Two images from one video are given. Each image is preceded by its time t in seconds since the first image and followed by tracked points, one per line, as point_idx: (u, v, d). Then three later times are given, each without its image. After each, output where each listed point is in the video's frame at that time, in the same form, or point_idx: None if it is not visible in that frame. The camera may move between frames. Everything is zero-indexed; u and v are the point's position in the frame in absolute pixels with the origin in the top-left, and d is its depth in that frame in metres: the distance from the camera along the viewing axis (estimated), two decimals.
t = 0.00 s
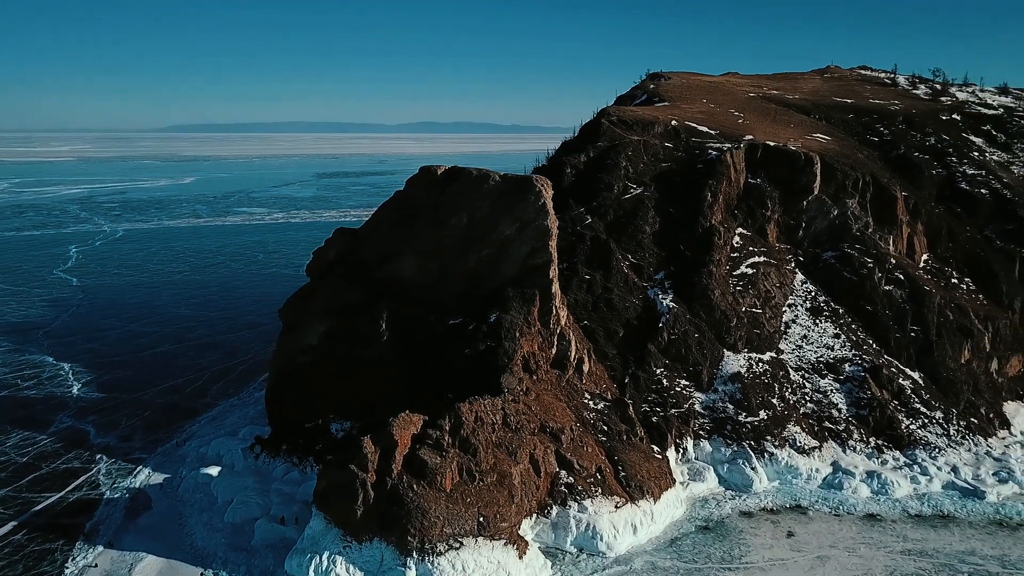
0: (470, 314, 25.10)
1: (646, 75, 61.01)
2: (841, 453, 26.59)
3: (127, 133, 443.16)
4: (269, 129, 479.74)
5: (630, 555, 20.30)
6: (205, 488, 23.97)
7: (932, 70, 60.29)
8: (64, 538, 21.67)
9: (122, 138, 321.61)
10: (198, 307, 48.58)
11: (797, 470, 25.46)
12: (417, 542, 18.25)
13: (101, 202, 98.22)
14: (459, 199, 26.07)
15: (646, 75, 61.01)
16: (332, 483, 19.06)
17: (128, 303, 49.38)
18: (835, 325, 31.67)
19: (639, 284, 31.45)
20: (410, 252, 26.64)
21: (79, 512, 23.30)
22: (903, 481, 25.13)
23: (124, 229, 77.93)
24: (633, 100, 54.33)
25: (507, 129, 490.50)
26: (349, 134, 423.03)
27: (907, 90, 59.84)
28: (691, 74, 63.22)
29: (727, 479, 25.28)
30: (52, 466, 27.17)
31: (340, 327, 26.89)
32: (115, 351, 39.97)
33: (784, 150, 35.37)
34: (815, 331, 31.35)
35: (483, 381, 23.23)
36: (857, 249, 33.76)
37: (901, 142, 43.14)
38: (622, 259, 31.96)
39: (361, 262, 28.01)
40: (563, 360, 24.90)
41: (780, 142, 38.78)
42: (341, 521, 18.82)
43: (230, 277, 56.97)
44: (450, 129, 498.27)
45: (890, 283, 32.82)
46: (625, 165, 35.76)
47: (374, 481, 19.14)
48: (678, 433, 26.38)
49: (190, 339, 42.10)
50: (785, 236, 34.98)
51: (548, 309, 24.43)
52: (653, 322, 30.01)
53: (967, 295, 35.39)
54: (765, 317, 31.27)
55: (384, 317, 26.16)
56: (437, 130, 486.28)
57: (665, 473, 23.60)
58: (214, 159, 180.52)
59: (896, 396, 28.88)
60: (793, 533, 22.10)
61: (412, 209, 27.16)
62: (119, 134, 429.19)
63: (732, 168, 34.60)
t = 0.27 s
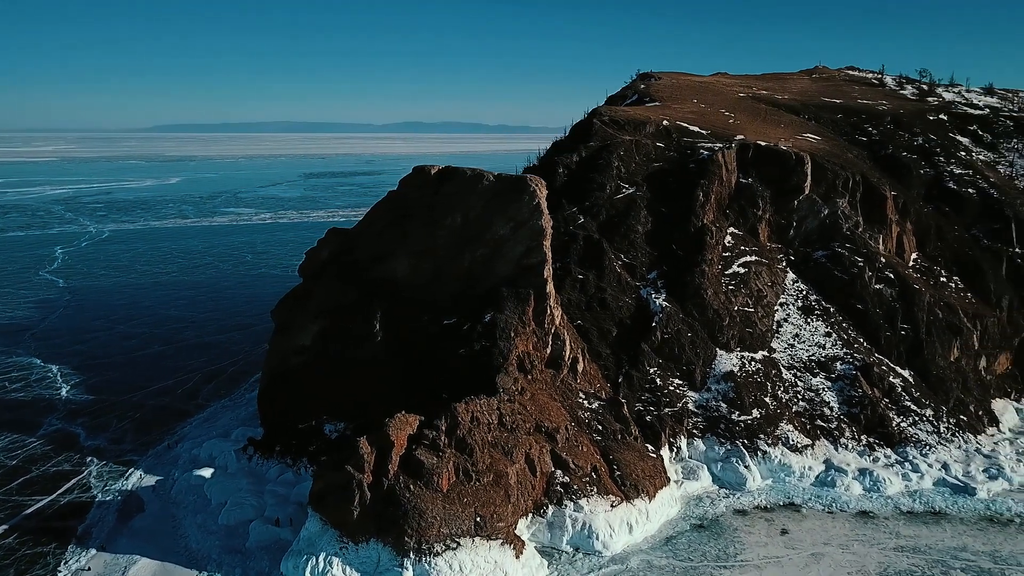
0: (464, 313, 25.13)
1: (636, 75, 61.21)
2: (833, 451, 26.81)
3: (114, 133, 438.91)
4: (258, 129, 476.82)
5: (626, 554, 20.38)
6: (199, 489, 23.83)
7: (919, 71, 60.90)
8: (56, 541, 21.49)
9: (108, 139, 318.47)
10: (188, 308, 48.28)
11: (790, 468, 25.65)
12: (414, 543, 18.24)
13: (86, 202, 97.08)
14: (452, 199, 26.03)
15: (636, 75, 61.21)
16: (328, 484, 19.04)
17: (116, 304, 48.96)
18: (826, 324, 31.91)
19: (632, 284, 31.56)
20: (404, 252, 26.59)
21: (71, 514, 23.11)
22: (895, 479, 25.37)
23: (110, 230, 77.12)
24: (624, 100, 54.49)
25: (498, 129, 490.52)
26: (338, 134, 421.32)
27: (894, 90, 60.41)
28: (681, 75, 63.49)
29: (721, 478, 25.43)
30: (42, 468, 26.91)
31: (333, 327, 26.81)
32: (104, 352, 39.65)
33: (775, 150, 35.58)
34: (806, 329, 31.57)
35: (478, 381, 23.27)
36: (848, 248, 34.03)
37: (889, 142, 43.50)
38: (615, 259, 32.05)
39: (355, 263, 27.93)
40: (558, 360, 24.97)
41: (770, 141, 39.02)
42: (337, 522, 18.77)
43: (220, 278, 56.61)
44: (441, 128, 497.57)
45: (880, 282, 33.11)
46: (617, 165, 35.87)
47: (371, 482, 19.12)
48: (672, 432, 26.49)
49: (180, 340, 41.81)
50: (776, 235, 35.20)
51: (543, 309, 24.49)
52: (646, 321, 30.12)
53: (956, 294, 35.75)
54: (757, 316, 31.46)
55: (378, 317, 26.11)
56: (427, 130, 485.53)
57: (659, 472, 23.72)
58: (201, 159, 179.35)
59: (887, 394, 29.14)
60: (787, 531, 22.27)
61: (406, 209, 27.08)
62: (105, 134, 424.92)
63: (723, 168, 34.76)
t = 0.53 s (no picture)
0: (459, 313, 25.12)
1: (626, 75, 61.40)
2: (826, 449, 27.05)
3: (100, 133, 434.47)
4: (245, 130, 473.61)
5: (622, 552, 20.47)
6: (192, 491, 23.66)
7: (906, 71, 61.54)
8: (47, 545, 21.28)
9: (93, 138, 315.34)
10: (177, 309, 47.89)
11: (783, 465, 25.84)
12: (412, 543, 18.23)
13: (70, 203, 95.96)
14: (446, 199, 25.98)
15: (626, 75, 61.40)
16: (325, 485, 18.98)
17: (104, 306, 48.47)
18: (817, 322, 32.15)
19: (625, 283, 31.66)
20: (398, 252, 26.52)
21: (62, 518, 22.88)
22: (887, 476, 25.63)
23: (96, 231, 76.29)
24: (614, 100, 54.64)
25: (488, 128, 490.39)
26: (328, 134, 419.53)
27: (881, 90, 60.99)
28: (671, 75, 63.75)
29: (715, 476, 25.58)
30: (31, 471, 26.62)
31: (326, 328, 26.71)
32: (92, 354, 39.26)
33: (766, 150, 35.81)
34: (798, 328, 31.80)
35: (473, 381, 23.29)
36: (838, 247, 34.30)
37: (877, 142, 43.88)
38: (608, 258, 32.14)
39: (348, 263, 27.83)
40: (552, 359, 25.03)
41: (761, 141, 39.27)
42: (334, 523, 18.71)
43: (209, 279, 56.18)
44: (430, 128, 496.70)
45: (870, 281, 33.42)
46: (609, 165, 35.97)
47: (368, 482, 19.07)
48: (666, 431, 26.60)
49: (169, 341, 41.48)
50: (768, 235, 35.43)
51: (537, 309, 24.53)
52: (639, 321, 30.23)
53: (945, 292, 36.11)
54: (749, 315, 31.65)
55: (372, 318, 26.04)
56: (417, 129, 484.60)
57: (654, 471, 23.84)
58: (188, 159, 177.95)
59: (878, 392, 29.42)
60: (781, 528, 22.44)
61: (399, 209, 26.99)
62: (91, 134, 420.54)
63: (715, 167, 34.92)
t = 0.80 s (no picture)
0: (454, 313, 25.13)
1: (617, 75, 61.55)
2: (819, 447, 27.26)
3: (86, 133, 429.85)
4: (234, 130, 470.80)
5: (619, 551, 20.56)
6: (186, 493, 23.52)
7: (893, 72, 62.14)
8: (41, 549, 21.09)
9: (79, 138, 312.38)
10: (168, 310, 47.53)
11: (777, 464, 26.02)
12: (411, 544, 18.21)
13: (54, 204, 94.83)
14: (441, 199, 25.95)
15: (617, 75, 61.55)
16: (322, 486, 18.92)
17: (92, 307, 48.01)
18: (810, 321, 32.39)
19: (619, 283, 31.74)
20: (392, 253, 26.47)
21: (55, 521, 22.68)
22: (880, 473, 25.88)
23: (82, 232, 75.47)
24: (606, 100, 54.76)
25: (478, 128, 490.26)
26: (317, 134, 417.53)
27: (869, 90, 61.54)
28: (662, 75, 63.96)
29: (709, 474, 25.71)
30: (22, 475, 26.34)
31: (320, 329, 26.62)
32: (81, 356, 38.89)
33: (758, 149, 36.03)
34: (790, 327, 32.00)
35: (470, 381, 23.30)
36: (830, 247, 34.55)
37: (867, 142, 44.23)
38: (602, 258, 32.20)
39: (342, 263, 27.75)
40: (548, 359, 25.08)
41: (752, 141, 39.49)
42: (332, 524, 18.65)
43: (199, 280, 55.78)
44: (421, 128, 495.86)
45: (862, 279, 33.70)
46: (602, 165, 36.05)
47: (365, 483, 19.03)
48: (661, 430, 26.70)
49: (159, 342, 41.17)
50: (760, 234, 35.64)
51: (533, 309, 24.59)
52: (633, 320, 30.32)
53: (935, 290, 36.41)
54: (743, 314, 31.81)
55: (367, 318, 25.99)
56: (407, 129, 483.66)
57: (650, 470, 23.96)
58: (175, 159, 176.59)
59: (870, 389, 29.69)
60: (776, 526, 22.61)
61: (393, 209, 26.93)
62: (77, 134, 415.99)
63: (707, 167, 35.07)
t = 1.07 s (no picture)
0: (450, 313, 25.13)
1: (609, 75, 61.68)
2: (813, 445, 27.45)
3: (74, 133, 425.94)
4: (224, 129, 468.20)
5: (616, 550, 20.63)
6: (181, 495, 23.40)
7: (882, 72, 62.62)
8: (34, 552, 20.94)
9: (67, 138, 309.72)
10: (159, 311, 47.22)
11: (772, 462, 26.18)
12: (409, 544, 18.20)
13: (40, 205, 93.88)
14: (436, 199, 25.92)
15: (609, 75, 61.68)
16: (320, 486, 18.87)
17: (82, 308, 47.63)
18: (803, 320, 32.59)
19: (614, 282, 31.82)
20: (387, 253, 26.43)
21: (48, 524, 22.52)
22: (873, 470, 26.08)
23: (69, 232, 74.73)
24: (598, 100, 54.85)
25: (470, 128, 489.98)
26: (308, 134, 415.77)
27: (859, 90, 61.97)
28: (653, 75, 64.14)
29: (705, 473, 25.82)
30: (13, 477, 26.11)
31: (315, 329, 26.54)
32: (72, 358, 38.58)
33: (751, 149, 36.21)
34: (784, 326, 32.19)
35: (466, 381, 23.32)
36: (822, 246, 34.74)
37: (857, 142, 44.51)
38: (596, 257, 32.25)
39: (336, 263, 27.67)
40: (544, 358, 25.11)
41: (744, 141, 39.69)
42: (330, 525, 18.60)
43: (191, 281, 55.44)
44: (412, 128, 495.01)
45: (854, 278, 33.92)
46: (596, 165, 36.13)
47: (363, 483, 19.01)
48: (656, 429, 26.81)
49: (151, 343, 40.90)
50: (753, 233, 35.83)
51: (529, 308, 24.64)
52: (628, 319, 30.40)
53: (926, 289, 36.62)
54: (736, 313, 31.95)
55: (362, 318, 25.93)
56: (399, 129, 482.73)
57: (646, 469, 24.07)
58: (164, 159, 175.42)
59: (862, 387, 29.91)
60: (772, 524, 22.75)
61: (388, 209, 26.87)
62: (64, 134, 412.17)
63: (701, 166, 35.20)
